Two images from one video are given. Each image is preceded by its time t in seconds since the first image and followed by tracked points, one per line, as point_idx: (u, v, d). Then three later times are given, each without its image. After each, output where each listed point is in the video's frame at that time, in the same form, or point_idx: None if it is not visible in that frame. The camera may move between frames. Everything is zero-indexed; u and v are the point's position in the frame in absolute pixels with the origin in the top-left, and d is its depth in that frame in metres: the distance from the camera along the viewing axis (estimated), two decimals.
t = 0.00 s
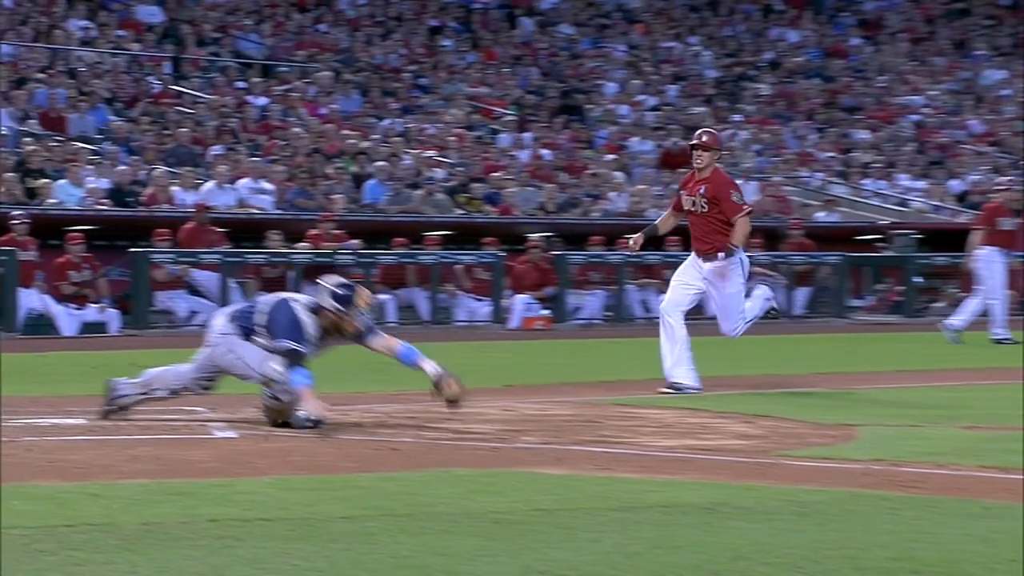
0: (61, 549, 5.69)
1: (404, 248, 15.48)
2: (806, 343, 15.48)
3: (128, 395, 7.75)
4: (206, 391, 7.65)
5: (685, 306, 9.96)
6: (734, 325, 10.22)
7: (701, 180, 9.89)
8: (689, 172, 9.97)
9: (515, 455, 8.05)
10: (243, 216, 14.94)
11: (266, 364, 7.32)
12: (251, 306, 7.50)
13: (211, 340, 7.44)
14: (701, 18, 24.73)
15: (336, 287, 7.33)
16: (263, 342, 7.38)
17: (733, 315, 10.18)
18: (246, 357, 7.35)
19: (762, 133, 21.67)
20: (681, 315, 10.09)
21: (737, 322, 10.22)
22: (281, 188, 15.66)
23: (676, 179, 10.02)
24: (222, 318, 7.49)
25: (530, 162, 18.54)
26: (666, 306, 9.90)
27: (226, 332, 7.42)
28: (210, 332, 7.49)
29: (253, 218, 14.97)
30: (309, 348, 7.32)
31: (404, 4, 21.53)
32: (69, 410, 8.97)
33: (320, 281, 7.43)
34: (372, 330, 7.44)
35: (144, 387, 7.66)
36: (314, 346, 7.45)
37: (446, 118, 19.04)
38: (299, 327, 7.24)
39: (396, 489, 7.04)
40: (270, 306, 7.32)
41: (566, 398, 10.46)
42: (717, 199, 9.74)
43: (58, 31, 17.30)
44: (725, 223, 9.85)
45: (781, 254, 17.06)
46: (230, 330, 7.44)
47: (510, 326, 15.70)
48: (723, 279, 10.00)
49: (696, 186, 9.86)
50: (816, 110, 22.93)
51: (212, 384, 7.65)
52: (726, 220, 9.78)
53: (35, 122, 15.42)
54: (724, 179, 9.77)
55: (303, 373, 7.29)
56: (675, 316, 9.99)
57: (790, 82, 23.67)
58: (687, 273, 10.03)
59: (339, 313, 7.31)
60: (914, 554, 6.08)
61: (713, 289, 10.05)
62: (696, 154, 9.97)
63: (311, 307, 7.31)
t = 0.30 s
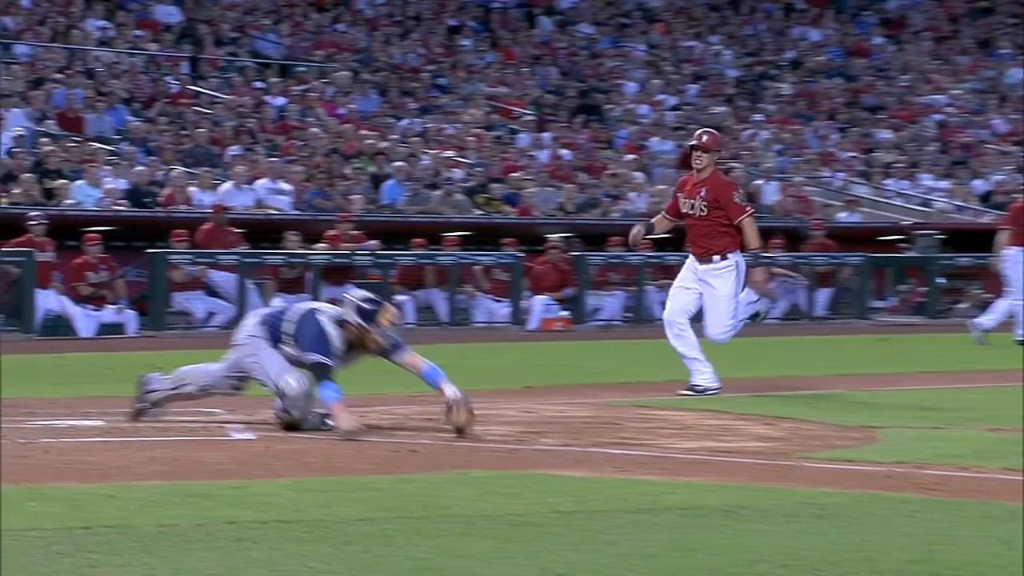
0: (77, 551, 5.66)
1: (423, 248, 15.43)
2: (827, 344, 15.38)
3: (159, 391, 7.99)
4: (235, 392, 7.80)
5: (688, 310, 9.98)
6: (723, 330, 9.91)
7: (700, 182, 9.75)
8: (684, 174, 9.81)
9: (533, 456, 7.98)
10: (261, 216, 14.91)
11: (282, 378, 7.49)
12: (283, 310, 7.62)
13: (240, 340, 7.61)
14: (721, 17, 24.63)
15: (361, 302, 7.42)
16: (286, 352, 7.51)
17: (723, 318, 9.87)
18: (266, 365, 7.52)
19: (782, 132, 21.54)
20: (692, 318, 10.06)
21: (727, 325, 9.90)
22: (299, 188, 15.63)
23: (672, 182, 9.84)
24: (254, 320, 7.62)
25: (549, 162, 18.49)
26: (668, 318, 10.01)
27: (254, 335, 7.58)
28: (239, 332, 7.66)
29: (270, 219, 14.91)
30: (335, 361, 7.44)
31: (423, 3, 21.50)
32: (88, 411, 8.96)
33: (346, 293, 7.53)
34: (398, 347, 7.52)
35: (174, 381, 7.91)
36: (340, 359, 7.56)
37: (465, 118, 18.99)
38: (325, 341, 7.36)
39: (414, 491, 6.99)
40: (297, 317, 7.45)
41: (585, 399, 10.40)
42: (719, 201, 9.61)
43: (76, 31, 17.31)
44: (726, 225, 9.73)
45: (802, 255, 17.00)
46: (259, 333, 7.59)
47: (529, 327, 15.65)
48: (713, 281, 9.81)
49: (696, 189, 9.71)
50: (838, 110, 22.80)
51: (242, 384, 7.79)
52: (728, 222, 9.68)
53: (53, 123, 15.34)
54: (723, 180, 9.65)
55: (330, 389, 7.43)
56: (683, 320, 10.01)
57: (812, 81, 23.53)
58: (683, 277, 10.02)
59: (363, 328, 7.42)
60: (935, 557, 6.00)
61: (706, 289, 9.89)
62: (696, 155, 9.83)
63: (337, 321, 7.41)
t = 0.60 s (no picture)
0: (87, 552, 5.64)
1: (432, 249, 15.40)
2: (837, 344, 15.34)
3: (176, 387, 8.09)
4: (251, 392, 7.88)
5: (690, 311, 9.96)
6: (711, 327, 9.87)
7: (698, 183, 9.68)
8: (681, 175, 9.73)
9: (543, 458, 7.93)
10: (270, 216, 14.91)
11: (288, 385, 7.56)
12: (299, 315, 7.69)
13: (254, 340, 7.67)
14: (731, 17, 24.59)
15: (374, 309, 7.45)
16: (298, 357, 7.59)
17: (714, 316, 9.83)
18: (276, 370, 7.58)
19: (793, 132, 21.49)
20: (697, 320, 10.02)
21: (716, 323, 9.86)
22: (308, 189, 15.61)
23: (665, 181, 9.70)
24: (271, 322, 7.69)
25: (558, 162, 18.47)
26: (670, 321, 10.01)
27: (268, 337, 7.65)
28: (253, 334, 7.72)
29: (279, 219, 14.93)
30: (348, 368, 7.49)
31: (432, 3, 21.49)
32: (97, 412, 8.96)
33: (362, 301, 7.58)
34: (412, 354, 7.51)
35: (191, 379, 7.99)
36: (354, 366, 7.61)
37: (474, 118, 18.98)
38: (338, 347, 7.42)
39: (424, 491, 6.97)
40: (312, 322, 7.55)
41: (595, 400, 10.39)
42: (720, 202, 9.57)
43: (85, 31, 17.31)
44: (726, 225, 9.70)
45: (813, 255, 16.95)
46: (273, 337, 7.65)
47: (538, 328, 15.64)
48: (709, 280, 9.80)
49: (695, 190, 9.64)
50: (848, 110, 22.74)
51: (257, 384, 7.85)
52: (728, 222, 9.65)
53: (61, 123, 15.31)
54: (723, 181, 9.62)
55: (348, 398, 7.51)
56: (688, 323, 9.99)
57: (822, 81, 23.46)
58: (683, 279, 10.02)
59: (374, 335, 7.45)
60: (948, 558, 5.96)
61: (705, 290, 9.85)
62: (693, 154, 9.76)
63: (350, 327, 7.46)
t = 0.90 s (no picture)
0: (102, 552, 5.64)
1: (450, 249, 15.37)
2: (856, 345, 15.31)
3: (211, 383, 8.20)
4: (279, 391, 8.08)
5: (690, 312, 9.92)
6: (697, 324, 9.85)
7: (697, 182, 9.65)
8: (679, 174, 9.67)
9: (560, 459, 7.89)
10: (287, 216, 14.92)
11: (300, 403, 7.79)
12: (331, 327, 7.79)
13: (283, 344, 7.81)
14: (750, 16, 24.51)
15: (400, 322, 7.53)
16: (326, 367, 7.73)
17: (699, 314, 9.83)
18: (295, 383, 7.78)
19: (812, 132, 21.38)
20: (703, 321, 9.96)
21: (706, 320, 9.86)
22: (325, 189, 15.58)
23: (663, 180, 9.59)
24: (303, 331, 7.79)
25: (576, 162, 18.43)
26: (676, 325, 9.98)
27: (297, 345, 7.78)
28: (284, 338, 7.84)
29: (297, 220, 14.91)
30: (371, 380, 7.57)
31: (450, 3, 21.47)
32: (114, 412, 8.95)
33: (389, 313, 7.65)
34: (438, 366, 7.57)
35: (227, 375, 8.12)
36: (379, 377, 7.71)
37: (492, 118, 18.95)
38: (364, 359, 7.49)
39: (441, 493, 6.94)
40: (340, 334, 7.67)
41: (613, 401, 10.35)
42: (721, 202, 9.58)
43: (103, 31, 17.35)
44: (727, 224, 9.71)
45: (832, 255, 16.90)
46: (301, 347, 7.79)
47: (556, 329, 15.54)
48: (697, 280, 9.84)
49: (696, 189, 9.60)
50: (868, 110, 22.64)
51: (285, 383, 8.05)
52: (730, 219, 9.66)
53: (79, 124, 15.31)
54: (723, 179, 9.61)
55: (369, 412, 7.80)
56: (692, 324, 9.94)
57: (841, 81, 23.35)
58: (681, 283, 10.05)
59: (399, 348, 7.53)
60: (966, 560, 5.91)
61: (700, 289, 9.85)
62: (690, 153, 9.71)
63: (376, 339, 7.54)
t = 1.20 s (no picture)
0: (128, 552, 5.64)
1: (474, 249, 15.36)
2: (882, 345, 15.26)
3: (268, 381, 8.23)
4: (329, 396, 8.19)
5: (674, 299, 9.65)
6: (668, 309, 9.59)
7: (695, 178, 9.59)
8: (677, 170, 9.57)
9: (585, 459, 7.85)
10: (313, 217, 14.86)
11: (323, 411, 7.90)
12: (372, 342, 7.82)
13: (325, 348, 7.88)
14: (776, 16, 24.42)
15: (436, 338, 7.69)
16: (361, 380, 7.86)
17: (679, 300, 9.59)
18: (325, 390, 7.89)
19: (839, 131, 21.26)
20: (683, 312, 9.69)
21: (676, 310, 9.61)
22: (350, 189, 15.55)
23: (666, 173, 9.44)
24: (349, 342, 7.84)
25: (601, 162, 18.39)
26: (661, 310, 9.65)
27: (337, 353, 7.84)
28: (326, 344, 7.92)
29: (322, 220, 14.88)
30: (404, 395, 7.75)
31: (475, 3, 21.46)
32: (139, 412, 8.97)
33: (430, 330, 7.84)
34: (481, 372, 7.66)
35: (286, 374, 8.16)
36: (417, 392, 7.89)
37: (517, 118, 18.93)
38: (399, 375, 7.67)
39: (466, 493, 6.92)
40: (378, 352, 7.73)
41: (638, 401, 10.32)
42: (724, 197, 9.58)
43: (129, 31, 17.41)
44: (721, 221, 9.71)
45: (858, 255, 16.82)
46: (339, 357, 7.84)
47: (582, 328, 15.51)
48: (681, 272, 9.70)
49: (699, 184, 9.54)
50: (895, 109, 22.54)
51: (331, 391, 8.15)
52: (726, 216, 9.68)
53: (105, 124, 15.34)
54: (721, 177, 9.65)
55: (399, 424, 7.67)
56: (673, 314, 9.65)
57: (868, 80, 23.25)
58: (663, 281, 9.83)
59: (435, 364, 7.70)
60: (993, 561, 5.86)
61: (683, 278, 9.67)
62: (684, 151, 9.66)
63: (414, 355, 7.74)
